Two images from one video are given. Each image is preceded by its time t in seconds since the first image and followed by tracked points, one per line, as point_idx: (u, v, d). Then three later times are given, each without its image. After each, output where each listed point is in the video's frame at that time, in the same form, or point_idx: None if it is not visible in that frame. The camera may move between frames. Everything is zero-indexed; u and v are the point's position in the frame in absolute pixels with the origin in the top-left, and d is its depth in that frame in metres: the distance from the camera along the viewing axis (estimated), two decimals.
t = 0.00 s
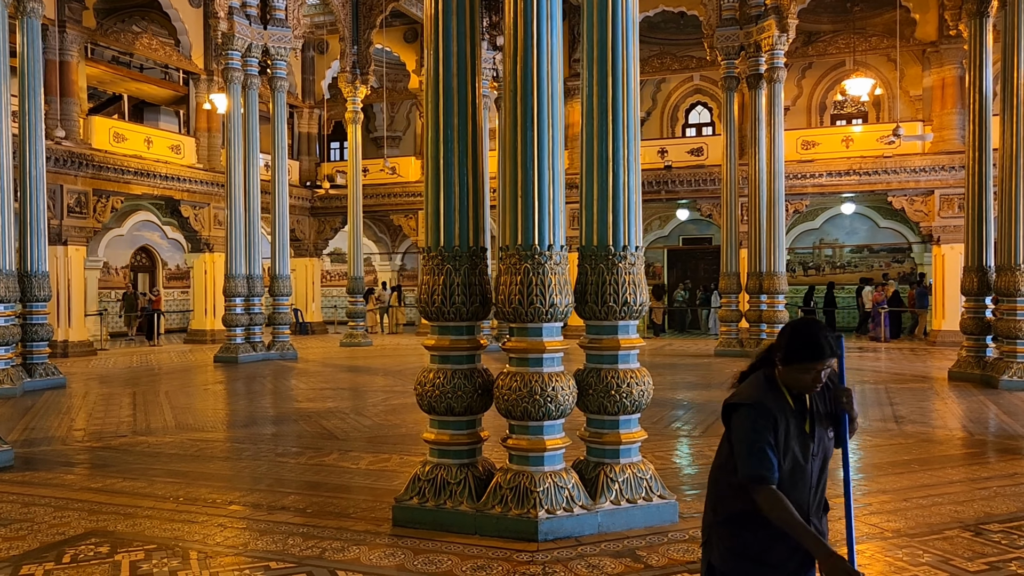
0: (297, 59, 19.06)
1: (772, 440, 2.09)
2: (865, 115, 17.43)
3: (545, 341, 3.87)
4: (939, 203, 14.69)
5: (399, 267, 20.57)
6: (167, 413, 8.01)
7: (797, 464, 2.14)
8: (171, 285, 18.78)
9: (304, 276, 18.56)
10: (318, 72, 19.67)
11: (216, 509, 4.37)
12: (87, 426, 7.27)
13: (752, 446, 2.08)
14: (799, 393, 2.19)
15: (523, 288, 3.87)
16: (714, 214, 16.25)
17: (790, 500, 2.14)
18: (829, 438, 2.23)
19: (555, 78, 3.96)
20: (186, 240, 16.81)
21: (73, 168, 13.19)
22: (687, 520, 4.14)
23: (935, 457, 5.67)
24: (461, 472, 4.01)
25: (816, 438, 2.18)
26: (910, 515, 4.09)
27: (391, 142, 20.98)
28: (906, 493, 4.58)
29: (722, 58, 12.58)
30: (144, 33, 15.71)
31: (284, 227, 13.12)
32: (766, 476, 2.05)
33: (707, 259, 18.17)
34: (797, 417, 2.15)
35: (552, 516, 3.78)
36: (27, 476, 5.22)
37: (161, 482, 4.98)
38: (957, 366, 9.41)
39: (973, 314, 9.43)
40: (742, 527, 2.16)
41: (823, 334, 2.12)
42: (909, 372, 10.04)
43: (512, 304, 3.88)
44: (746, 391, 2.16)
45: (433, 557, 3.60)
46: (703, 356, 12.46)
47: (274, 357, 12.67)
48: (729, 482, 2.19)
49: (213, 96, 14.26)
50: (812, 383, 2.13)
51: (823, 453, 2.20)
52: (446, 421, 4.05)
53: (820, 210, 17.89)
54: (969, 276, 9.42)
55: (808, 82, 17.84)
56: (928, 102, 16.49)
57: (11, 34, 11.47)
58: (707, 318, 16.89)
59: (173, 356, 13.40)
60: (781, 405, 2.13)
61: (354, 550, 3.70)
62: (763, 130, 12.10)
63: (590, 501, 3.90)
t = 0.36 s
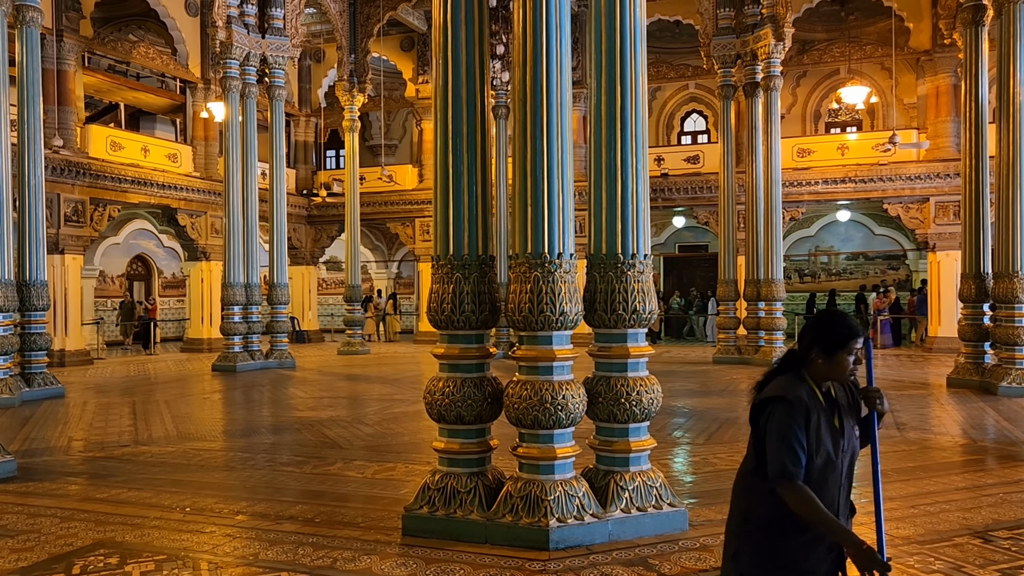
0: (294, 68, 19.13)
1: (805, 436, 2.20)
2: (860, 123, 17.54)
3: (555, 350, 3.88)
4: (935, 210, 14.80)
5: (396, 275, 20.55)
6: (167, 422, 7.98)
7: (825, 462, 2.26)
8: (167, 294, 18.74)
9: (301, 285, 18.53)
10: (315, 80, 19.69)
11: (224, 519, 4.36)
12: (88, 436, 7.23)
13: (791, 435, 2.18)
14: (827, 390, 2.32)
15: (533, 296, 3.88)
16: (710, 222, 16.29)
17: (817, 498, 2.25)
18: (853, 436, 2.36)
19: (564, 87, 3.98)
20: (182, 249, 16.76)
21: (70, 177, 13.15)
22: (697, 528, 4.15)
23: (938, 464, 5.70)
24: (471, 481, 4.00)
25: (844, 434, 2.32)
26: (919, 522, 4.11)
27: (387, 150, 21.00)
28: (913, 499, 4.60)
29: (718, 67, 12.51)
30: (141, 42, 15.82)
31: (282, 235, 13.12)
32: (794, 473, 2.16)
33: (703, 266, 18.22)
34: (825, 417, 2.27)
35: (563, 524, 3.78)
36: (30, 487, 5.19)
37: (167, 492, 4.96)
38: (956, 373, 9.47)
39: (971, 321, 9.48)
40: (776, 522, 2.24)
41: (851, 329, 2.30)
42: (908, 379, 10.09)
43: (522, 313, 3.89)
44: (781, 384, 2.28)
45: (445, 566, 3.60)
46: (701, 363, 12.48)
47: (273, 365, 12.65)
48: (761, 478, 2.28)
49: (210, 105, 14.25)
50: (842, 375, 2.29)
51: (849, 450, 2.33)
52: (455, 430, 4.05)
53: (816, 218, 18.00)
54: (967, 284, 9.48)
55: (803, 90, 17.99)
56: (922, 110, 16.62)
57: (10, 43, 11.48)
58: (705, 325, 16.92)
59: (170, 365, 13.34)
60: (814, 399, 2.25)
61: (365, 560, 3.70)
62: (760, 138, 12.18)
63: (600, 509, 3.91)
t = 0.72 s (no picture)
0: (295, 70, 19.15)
1: (821, 417, 2.25)
2: (860, 124, 17.59)
3: (566, 351, 3.89)
4: (936, 211, 14.83)
5: (396, 276, 20.57)
6: (171, 423, 7.98)
7: (849, 441, 2.29)
8: (167, 295, 18.73)
9: (302, 286, 18.53)
10: (315, 82, 19.70)
11: (234, 519, 4.36)
12: (92, 436, 7.23)
13: (806, 419, 2.23)
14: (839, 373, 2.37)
15: (545, 297, 3.89)
16: (711, 223, 16.31)
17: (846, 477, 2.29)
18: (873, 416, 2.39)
19: (575, 88, 4.00)
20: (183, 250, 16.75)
21: (71, 178, 13.14)
22: (707, 528, 4.16)
23: (944, 464, 5.72)
24: (482, 481, 4.01)
25: (863, 414, 2.36)
26: (929, 523, 4.13)
27: (387, 152, 21.00)
28: (921, 500, 4.62)
29: (720, 68, 12.60)
30: (142, 43, 15.87)
31: (284, 237, 13.12)
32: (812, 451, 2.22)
33: (703, 267, 18.24)
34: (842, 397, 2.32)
35: (574, 525, 3.78)
36: (38, 488, 5.19)
37: (175, 493, 4.96)
38: (957, 373, 9.50)
39: (974, 322, 9.50)
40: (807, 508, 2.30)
41: (852, 311, 2.36)
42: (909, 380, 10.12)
43: (533, 314, 3.90)
44: (791, 374, 2.33)
45: (457, 566, 3.61)
46: (703, 364, 12.51)
47: (274, 366, 12.66)
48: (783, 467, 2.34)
49: (212, 106, 14.26)
50: (852, 358, 2.33)
51: (870, 432, 2.37)
52: (466, 430, 4.06)
53: (816, 219, 18.07)
54: (969, 284, 9.50)
55: (803, 91, 18.02)
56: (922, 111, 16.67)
57: (13, 44, 11.49)
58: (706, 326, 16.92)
59: (171, 366, 13.34)
60: (827, 383, 2.30)
61: (377, 560, 3.70)
62: (761, 140, 12.21)
63: (611, 509, 3.92)
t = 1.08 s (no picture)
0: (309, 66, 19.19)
1: (847, 413, 2.22)
2: (875, 125, 17.49)
3: (586, 349, 3.89)
4: (951, 213, 14.74)
5: (407, 274, 20.60)
6: (185, 418, 8.01)
7: (876, 438, 2.26)
8: (180, 290, 18.81)
9: (314, 283, 18.58)
10: (329, 78, 19.73)
11: (252, 514, 4.37)
12: (108, 431, 7.26)
13: (831, 415, 2.21)
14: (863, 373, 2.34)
15: (565, 295, 3.89)
16: (724, 223, 16.26)
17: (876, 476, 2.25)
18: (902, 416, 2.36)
19: (597, 86, 3.99)
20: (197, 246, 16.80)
21: (87, 173, 13.20)
22: (725, 529, 4.15)
23: (961, 467, 5.69)
24: (500, 479, 4.01)
25: (891, 413, 2.32)
26: (949, 527, 4.10)
27: (401, 149, 21.00)
28: (940, 503, 4.59)
29: (735, 68, 12.63)
30: (158, 40, 15.96)
31: (297, 233, 13.15)
32: (840, 447, 2.19)
33: (715, 267, 18.18)
34: (867, 395, 2.29)
35: (593, 524, 3.78)
36: (56, 482, 5.22)
37: (193, 488, 4.98)
38: (973, 376, 9.44)
39: (990, 325, 9.43)
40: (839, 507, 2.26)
41: (873, 310, 2.34)
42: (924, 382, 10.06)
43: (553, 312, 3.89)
44: (813, 375, 2.32)
45: (476, 564, 3.60)
46: (715, 364, 12.48)
47: (287, 362, 12.70)
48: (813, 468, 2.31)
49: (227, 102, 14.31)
50: (876, 355, 2.31)
51: (899, 431, 2.33)
52: (485, 428, 4.06)
53: (829, 219, 18.13)
54: (985, 287, 9.43)
55: (818, 91, 17.93)
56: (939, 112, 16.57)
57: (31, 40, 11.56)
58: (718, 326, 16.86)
59: (184, 361, 13.40)
60: (850, 379, 2.28)
61: (396, 557, 3.71)
62: (776, 139, 12.17)
63: (630, 509, 3.91)
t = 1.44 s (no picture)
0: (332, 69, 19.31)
1: (893, 416, 2.16)
2: (902, 123, 17.27)
3: (617, 351, 3.84)
4: (982, 212, 14.48)
5: (429, 275, 20.66)
6: (212, 419, 8.06)
7: (924, 443, 2.18)
8: (205, 292, 18.99)
9: (337, 284, 18.67)
10: (352, 81, 19.84)
11: (282, 516, 4.37)
12: (136, 431, 7.32)
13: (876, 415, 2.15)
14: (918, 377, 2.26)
15: (595, 296, 3.85)
16: (750, 223, 16.11)
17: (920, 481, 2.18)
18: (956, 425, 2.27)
19: (627, 85, 3.97)
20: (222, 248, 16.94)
21: (115, 176, 13.35)
22: (759, 534, 4.08)
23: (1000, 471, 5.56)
24: (530, 482, 3.98)
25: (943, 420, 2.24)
26: (990, 533, 4.00)
27: (423, 151, 21.08)
28: (979, 509, 4.48)
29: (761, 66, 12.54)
30: (184, 45, 16.24)
31: (322, 235, 13.22)
32: (884, 447, 2.13)
33: (740, 268, 18.04)
34: (917, 399, 2.22)
35: (625, 527, 3.72)
36: (87, 482, 5.25)
37: (222, 489, 4.99)
38: (1007, 378, 9.26)
39: None
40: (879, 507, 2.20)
41: (938, 314, 2.25)
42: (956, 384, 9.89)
43: (584, 314, 3.86)
44: (863, 373, 2.26)
45: (507, 567, 3.57)
46: (741, 366, 12.36)
47: (311, 364, 12.76)
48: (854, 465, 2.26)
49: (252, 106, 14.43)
50: (933, 361, 2.22)
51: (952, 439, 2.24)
52: (515, 430, 4.03)
53: (857, 219, 17.84)
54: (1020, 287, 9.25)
55: (844, 90, 17.72)
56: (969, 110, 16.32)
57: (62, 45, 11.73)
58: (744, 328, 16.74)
59: (210, 362, 13.51)
60: (900, 381, 2.21)
61: (427, 560, 3.68)
62: (802, 139, 12.04)
63: (662, 512, 3.85)
